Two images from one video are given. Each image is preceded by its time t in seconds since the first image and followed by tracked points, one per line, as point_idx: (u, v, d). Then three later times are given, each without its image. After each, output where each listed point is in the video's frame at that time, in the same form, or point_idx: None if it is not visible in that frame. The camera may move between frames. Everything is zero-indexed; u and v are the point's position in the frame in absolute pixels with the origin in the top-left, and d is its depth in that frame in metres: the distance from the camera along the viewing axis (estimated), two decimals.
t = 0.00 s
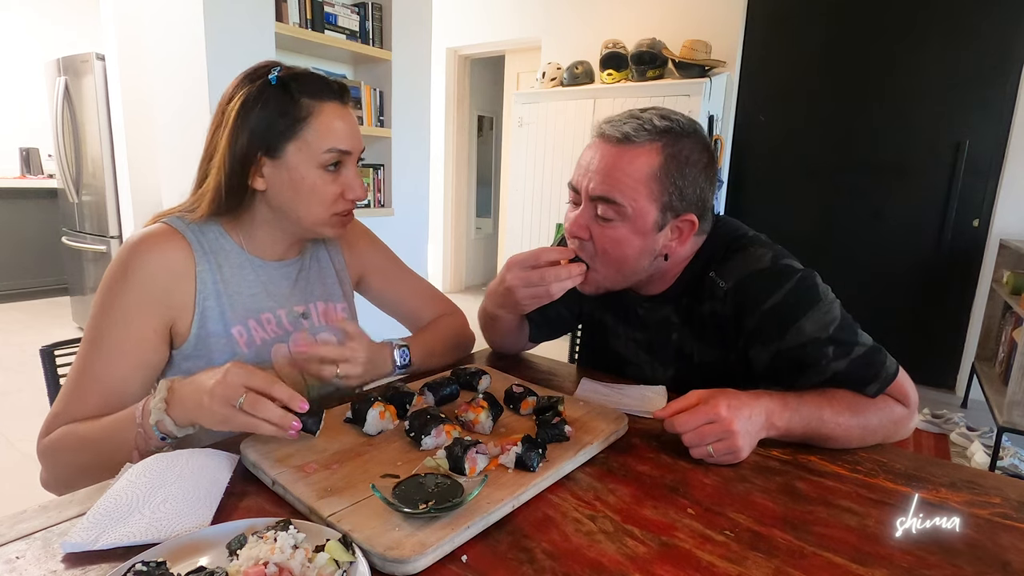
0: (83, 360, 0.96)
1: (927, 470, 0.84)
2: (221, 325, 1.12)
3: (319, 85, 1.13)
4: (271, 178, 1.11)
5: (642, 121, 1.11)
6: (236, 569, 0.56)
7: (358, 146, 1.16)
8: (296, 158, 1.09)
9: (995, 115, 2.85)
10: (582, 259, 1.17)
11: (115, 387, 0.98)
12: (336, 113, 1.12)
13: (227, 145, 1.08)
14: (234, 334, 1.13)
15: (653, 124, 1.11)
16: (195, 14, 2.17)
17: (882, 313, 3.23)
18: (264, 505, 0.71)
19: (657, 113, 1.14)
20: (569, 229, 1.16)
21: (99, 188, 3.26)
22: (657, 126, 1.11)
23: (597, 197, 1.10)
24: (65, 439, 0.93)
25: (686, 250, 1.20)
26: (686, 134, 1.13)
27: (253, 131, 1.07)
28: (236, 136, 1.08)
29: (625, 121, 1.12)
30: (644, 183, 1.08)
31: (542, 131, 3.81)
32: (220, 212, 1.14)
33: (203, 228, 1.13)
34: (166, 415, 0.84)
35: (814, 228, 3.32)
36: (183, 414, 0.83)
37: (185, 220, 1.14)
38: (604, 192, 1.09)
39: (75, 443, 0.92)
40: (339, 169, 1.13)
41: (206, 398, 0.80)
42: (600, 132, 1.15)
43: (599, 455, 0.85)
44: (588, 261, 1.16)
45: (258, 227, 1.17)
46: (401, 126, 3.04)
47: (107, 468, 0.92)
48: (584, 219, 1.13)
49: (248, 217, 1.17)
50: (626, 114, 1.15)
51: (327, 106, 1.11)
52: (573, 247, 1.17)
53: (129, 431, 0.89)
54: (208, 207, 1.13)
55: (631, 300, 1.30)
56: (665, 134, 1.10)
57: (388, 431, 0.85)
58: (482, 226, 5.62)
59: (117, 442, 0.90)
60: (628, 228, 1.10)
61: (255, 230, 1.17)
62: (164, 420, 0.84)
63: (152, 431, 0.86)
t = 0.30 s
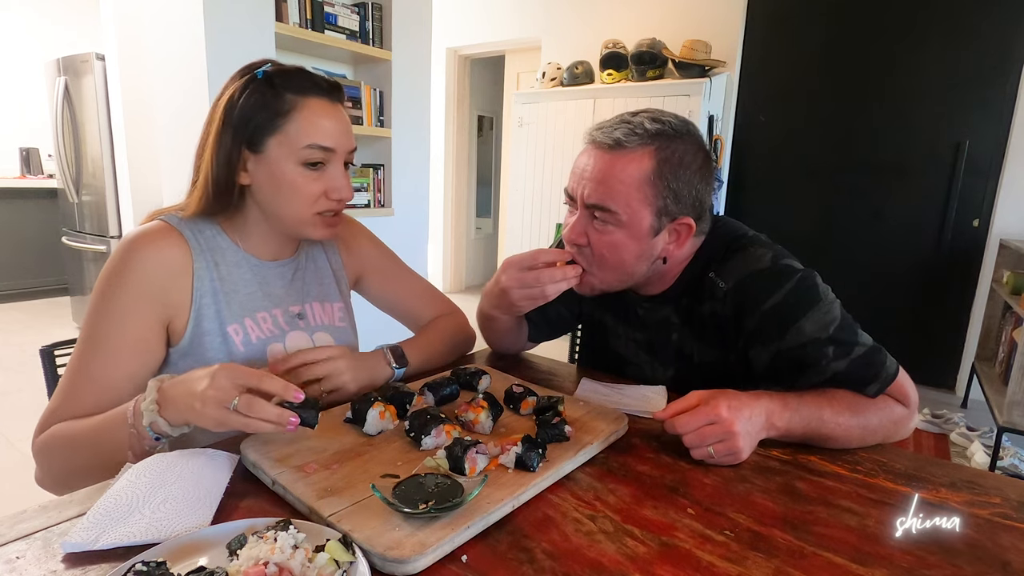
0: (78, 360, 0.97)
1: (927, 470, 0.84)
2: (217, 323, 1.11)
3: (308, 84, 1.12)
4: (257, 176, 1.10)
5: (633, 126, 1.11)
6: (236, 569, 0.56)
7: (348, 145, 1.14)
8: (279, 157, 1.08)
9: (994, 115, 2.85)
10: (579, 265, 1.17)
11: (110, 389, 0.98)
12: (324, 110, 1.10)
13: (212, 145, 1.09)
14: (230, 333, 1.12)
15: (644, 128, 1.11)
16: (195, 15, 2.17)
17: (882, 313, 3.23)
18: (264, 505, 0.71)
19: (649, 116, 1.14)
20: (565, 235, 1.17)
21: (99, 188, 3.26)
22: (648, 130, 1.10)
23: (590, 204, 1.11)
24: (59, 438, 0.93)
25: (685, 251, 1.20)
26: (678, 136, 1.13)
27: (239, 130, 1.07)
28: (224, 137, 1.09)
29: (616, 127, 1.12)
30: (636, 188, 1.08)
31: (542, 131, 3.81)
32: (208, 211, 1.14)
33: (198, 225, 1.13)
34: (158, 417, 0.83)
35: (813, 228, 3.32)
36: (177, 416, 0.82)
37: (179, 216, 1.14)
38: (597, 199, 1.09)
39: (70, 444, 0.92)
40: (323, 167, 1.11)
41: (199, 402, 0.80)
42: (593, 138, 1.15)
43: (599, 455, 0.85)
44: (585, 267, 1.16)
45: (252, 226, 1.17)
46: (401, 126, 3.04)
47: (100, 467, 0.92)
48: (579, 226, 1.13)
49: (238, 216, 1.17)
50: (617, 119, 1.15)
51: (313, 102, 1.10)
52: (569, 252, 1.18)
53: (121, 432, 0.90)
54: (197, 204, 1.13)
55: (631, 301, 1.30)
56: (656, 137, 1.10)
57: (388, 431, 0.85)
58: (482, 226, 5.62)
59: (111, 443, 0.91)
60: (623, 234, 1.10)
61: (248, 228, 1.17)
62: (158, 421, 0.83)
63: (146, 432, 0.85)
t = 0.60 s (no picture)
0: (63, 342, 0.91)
1: (927, 471, 0.84)
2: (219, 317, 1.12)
3: (306, 82, 1.11)
4: (253, 173, 1.10)
5: (624, 131, 1.11)
6: (236, 569, 0.56)
7: (349, 146, 1.12)
8: (272, 153, 1.08)
9: (994, 115, 2.85)
10: (578, 269, 1.18)
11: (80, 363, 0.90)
12: (319, 108, 1.09)
13: (216, 145, 1.13)
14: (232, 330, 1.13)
15: (636, 133, 1.10)
16: (195, 15, 2.17)
17: (882, 313, 3.23)
18: (264, 505, 0.71)
19: (640, 119, 1.13)
20: (564, 241, 1.18)
21: (98, 188, 3.26)
22: (640, 133, 1.10)
23: (586, 210, 1.11)
24: None
25: (685, 252, 1.20)
26: (671, 137, 1.12)
27: (235, 129, 1.09)
28: (224, 140, 1.11)
29: (607, 133, 1.11)
30: (631, 193, 1.08)
31: (542, 131, 3.81)
32: (211, 209, 1.17)
33: (204, 222, 1.15)
34: (118, 374, 0.76)
35: (813, 228, 3.32)
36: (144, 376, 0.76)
37: (185, 212, 1.15)
38: (592, 206, 1.10)
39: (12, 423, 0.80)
40: (315, 163, 1.09)
41: (168, 350, 0.73)
42: (585, 144, 1.15)
43: (599, 455, 0.85)
44: (584, 271, 1.17)
45: (252, 224, 1.18)
46: (401, 126, 3.04)
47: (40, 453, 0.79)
48: (577, 231, 1.14)
49: (238, 214, 1.19)
50: (609, 124, 1.15)
51: (309, 100, 1.08)
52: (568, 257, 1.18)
53: (74, 402, 0.79)
54: (200, 202, 1.16)
55: (631, 301, 1.30)
56: (648, 141, 1.10)
57: (388, 431, 0.85)
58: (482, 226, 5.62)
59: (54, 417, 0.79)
60: (620, 239, 1.11)
61: (250, 227, 1.18)
62: (117, 380, 0.76)
63: (100, 394, 0.78)
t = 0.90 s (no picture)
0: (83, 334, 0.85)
1: (927, 471, 0.84)
2: (235, 315, 1.12)
3: (324, 85, 1.11)
4: (265, 176, 1.11)
5: (621, 134, 1.11)
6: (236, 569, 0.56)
7: (361, 149, 1.13)
8: (283, 153, 1.08)
9: (994, 115, 2.85)
10: (576, 272, 1.18)
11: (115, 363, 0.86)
12: (332, 110, 1.09)
13: (236, 145, 1.13)
14: (246, 329, 1.13)
15: (632, 136, 1.10)
16: (195, 15, 2.17)
17: (882, 313, 3.23)
18: (263, 505, 0.70)
19: (636, 121, 1.13)
20: (564, 244, 1.17)
21: (99, 188, 3.26)
22: (636, 135, 1.10)
23: (585, 214, 1.11)
24: (32, 418, 0.74)
25: (685, 252, 1.20)
26: (668, 138, 1.12)
27: (252, 128, 1.09)
28: (243, 141, 1.11)
29: (604, 136, 1.12)
30: (629, 196, 1.08)
31: (542, 131, 3.81)
32: (229, 208, 1.16)
33: (220, 220, 1.14)
34: (204, 373, 0.68)
35: (813, 228, 3.32)
36: (236, 376, 0.67)
37: (202, 211, 1.14)
38: (592, 209, 1.09)
39: (52, 421, 0.73)
40: (324, 163, 1.09)
41: (286, 352, 0.65)
42: (582, 147, 1.15)
43: (599, 455, 0.85)
44: (583, 274, 1.17)
45: (263, 223, 1.17)
46: (401, 126, 3.04)
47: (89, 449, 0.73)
48: (576, 235, 1.14)
49: (254, 215, 1.18)
50: (604, 126, 1.15)
51: (322, 102, 1.08)
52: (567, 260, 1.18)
53: (141, 398, 0.71)
54: (218, 203, 1.16)
55: (631, 302, 1.30)
56: (645, 142, 1.10)
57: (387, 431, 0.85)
58: (482, 226, 5.62)
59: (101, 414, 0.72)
60: (620, 241, 1.11)
61: (263, 227, 1.17)
62: (201, 376, 0.68)
63: (174, 393, 0.69)
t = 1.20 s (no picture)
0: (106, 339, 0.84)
1: (926, 471, 0.84)
2: (246, 318, 1.11)
3: (340, 90, 1.10)
4: (280, 181, 1.10)
5: (619, 136, 1.11)
6: (236, 570, 0.56)
7: (374, 155, 1.12)
8: (297, 157, 1.07)
9: (995, 116, 2.85)
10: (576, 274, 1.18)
11: (145, 371, 0.84)
12: (348, 116, 1.08)
13: (250, 148, 1.11)
14: (257, 333, 1.12)
15: (631, 137, 1.10)
16: (195, 16, 2.17)
17: (882, 313, 3.23)
18: (263, 505, 0.70)
19: (634, 122, 1.13)
20: (565, 246, 1.17)
21: (99, 188, 3.26)
22: (634, 136, 1.10)
23: (586, 215, 1.10)
24: (70, 430, 0.74)
25: (685, 252, 1.20)
26: (666, 137, 1.12)
27: (268, 131, 1.08)
28: (257, 144, 1.09)
29: (604, 138, 1.11)
30: (629, 197, 1.08)
31: (542, 131, 3.81)
32: (241, 210, 1.15)
33: (231, 222, 1.13)
34: (271, 389, 0.71)
35: (813, 228, 3.32)
36: (303, 395, 0.71)
37: (212, 212, 1.13)
38: (593, 210, 1.09)
39: (91, 432, 0.73)
40: (338, 167, 1.08)
41: (364, 378, 0.69)
42: (581, 149, 1.15)
43: (599, 455, 0.85)
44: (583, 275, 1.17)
45: (273, 225, 1.17)
46: (400, 126, 3.04)
47: (127, 465, 0.70)
48: (578, 237, 1.14)
49: (263, 217, 1.17)
50: (602, 128, 1.15)
51: (338, 107, 1.07)
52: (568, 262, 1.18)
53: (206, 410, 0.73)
54: (230, 204, 1.14)
55: (631, 302, 1.30)
56: (643, 143, 1.10)
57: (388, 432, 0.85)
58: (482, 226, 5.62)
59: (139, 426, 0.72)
60: (621, 242, 1.11)
61: (271, 229, 1.17)
62: (265, 392, 0.71)
63: (239, 408, 0.72)
